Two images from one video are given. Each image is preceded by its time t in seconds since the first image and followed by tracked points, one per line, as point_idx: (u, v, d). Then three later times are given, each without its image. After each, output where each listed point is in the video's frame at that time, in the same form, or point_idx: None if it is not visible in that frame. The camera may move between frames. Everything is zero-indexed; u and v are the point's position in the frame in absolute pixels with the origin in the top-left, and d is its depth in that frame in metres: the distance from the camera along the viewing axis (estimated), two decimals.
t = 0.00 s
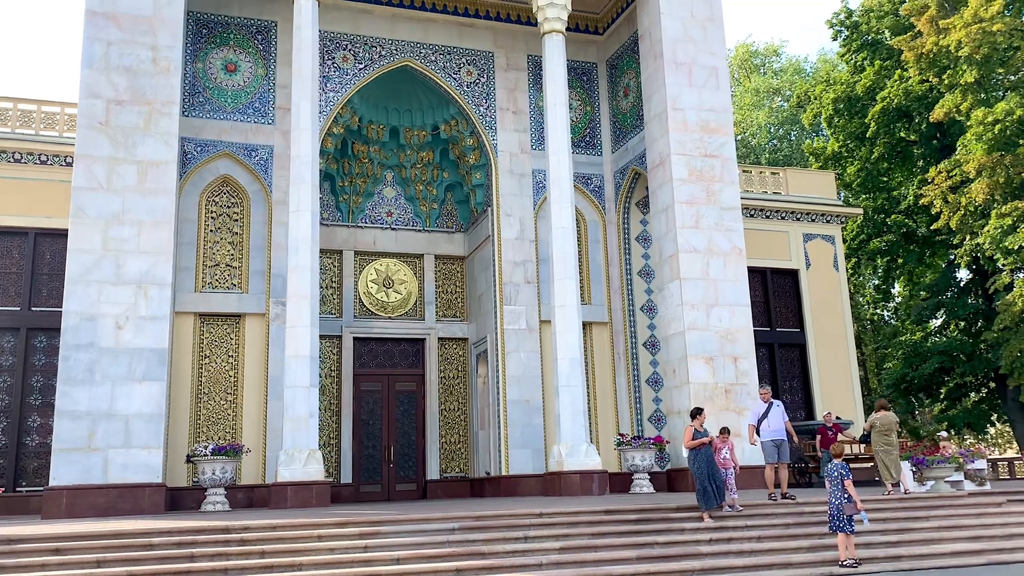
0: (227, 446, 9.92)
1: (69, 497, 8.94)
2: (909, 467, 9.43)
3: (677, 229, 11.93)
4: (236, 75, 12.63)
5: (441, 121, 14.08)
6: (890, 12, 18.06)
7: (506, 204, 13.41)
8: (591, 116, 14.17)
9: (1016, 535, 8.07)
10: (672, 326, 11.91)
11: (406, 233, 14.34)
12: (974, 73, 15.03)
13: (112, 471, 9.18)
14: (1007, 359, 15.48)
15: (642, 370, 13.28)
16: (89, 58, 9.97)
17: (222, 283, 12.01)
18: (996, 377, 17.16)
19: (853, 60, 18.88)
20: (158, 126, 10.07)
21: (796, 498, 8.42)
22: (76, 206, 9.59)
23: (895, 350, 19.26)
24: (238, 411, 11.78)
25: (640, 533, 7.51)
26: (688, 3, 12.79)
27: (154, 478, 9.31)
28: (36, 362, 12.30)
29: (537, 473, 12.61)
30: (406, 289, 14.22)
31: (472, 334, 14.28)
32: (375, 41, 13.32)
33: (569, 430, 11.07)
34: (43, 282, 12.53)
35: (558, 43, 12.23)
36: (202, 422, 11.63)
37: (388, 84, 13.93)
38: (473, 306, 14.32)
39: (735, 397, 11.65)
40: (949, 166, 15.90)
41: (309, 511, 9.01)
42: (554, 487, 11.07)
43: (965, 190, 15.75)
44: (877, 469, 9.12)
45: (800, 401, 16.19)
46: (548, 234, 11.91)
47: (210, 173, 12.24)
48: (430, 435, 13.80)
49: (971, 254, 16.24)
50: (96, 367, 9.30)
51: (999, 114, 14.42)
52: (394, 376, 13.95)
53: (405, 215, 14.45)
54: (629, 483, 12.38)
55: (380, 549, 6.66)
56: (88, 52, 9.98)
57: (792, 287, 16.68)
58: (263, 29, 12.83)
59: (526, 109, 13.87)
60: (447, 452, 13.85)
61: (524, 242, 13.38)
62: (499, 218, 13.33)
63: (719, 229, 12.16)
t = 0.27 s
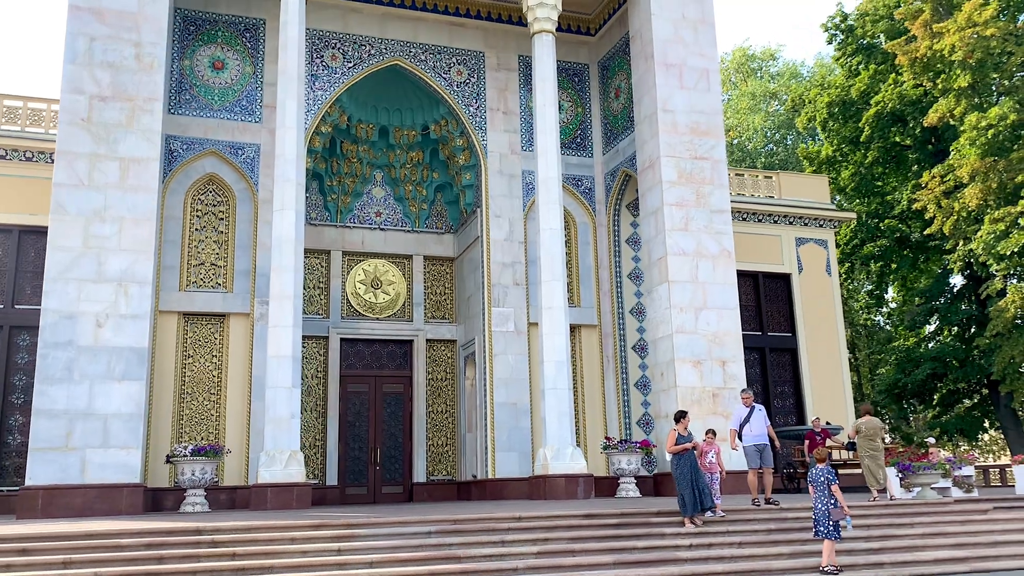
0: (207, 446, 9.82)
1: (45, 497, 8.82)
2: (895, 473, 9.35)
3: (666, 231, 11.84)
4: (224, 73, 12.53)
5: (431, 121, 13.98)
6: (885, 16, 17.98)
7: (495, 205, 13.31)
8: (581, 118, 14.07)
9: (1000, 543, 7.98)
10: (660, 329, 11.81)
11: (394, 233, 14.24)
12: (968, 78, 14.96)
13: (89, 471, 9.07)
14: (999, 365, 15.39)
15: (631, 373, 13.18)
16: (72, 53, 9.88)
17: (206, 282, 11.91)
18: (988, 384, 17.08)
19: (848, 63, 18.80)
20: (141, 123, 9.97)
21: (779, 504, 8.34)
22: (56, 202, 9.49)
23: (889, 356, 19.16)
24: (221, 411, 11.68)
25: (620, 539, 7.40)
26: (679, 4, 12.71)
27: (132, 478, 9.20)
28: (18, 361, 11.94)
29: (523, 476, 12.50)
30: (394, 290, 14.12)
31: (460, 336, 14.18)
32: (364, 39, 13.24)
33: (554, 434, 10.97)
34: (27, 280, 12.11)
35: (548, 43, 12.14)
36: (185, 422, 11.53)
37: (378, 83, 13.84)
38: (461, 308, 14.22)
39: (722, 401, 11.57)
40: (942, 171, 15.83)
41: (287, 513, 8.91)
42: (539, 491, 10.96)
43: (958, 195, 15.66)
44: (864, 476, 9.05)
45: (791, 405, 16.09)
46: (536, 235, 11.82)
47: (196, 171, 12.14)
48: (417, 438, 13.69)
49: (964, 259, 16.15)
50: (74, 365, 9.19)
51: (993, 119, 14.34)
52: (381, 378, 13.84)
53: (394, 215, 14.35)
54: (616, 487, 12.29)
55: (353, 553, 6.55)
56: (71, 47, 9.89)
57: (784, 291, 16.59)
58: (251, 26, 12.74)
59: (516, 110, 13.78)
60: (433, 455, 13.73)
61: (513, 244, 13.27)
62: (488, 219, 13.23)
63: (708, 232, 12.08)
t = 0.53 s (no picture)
0: (192, 449, 9.77)
1: (28, 499, 8.77)
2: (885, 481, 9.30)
3: (658, 235, 11.79)
4: (216, 75, 12.50)
5: (424, 124, 13.94)
6: (882, 21, 17.94)
7: (488, 209, 13.26)
8: (575, 122, 14.02)
9: (989, 551, 7.91)
10: (651, 334, 11.75)
11: (387, 236, 14.19)
12: (964, 83, 14.90)
13: (73, 473, 9.02)
14: (994, 372, 15.30)
15: (623, 378, 13.11)
16: (60, 54, 9.86)
17: (196, 284, 11.87)
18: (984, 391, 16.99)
19: (845, 69, 18.75)
20: (129, 123, 9.94)
21: (767, 511, 8.26)
22: (43, 202, 9.46)
23: (887, 362, 19.07)
24: (210, 414, 11.63)
25: (605, 546, 7.33)
26: (672, 8, 12.67)
27: (117, 481, 9.15)
28: (8, 362, 11.58)
29: (514, 481, 12.44)
30: (386, 293, 14.07)
31: (453, 339, 14.12)
32: (357, 42, 13.21)
33: (544, 439, 10.91)
34: (18, 281, 11.81)
35: (540, 46, 12.10)
36: (173, 425, 11.48)
37: (372, 85, 13.80)
38: (454, 311, 14.16)
39: (714, 406, 11.50)
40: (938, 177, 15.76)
41: (271, 516, 8.85)
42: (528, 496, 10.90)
43: (954, 201, 15.58)
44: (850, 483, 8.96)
45: (786, 411, 16.02)
46: (527, 239, 11.78)
47: (187, 172, 12.10)
48: (409, 442, 13.62)
49: (960, 265, 16.07)
50: (59, 367, 9.15)
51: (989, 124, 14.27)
52: (373, 381, 13.79)
53: (387, 218, 14.30)
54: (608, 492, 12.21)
55: (332, 558, 6.49)
56: (60, 48, 9.87)
57: (779, 296, 16.53)
58: (244, 28, 12.71)
59: (510, 113, 13.73)
60: (425, 459, 13.67)
61: (506, 247, 13.22)
62: (481, 222, 13.18)
63: (700, 236, 12.03)
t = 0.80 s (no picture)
0: (189, 455, 9.72)
1: (24, 506, 8.76)
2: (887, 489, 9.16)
3: (660, 239, 11.69)
4: (217, 80, 12.50)
5: (426, 128, 13.90)
6: (890, 24, 17.79)
7: (490, 213, 13.20)
8: (578, 126, 13.95)
9: (993, 561, 7.76)
10: (654, 339, 11.63)
11: (389, 241, 14.15)
12: (973, 85, 14.73)
13: (69, 479, 8.99)
14: (1005, 378, 15.08)
15: (626, 384, 13.00)
16: (59, 59, 9.86)
17: (196, 290, 11.86)
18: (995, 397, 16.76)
19: (852, 72, 18.60)
20: (127, 128, 9.93)
21: (766, 518, 8.16)
22: (40, 207, 9.45)
23: (897, 369, 18.85)
24: (210, 419, 11.61)
25: (599, 553, 7.23)
26: (675, 11, 12.59)
27: (113, 487, 9.11)
28: (9, 367, 11.58)
29: (515, 488, 12.35)
30: (389, 298, 14.02)
31: (455, 345, 14.05)
32: (359, 47, 13.18)
33: (544, 445, 10.81)
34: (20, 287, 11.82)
35: (541, 50, 12.04)
36: (173, 430, 11.46)
37: (373, 90, 13.77)
38: (457, 316, 14.09)
39: (716, 413, 11.37)
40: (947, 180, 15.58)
41: (267, 523, 8.81)
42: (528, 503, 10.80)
43: (963, 205, 15.38)
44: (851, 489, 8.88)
45: (793, 417, 15.86)
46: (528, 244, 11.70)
47: (188, 177, 12.10)
48: (411, 447, 13.56)
49: (970, 270, 15.87)
50: (55, 372, 9.13)
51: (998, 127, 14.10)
52: (375, 387, 13.74)
53: (389, 223, 14.26)
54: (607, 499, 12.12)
55: (321, 565, 6.42)
56: (58, 53, 9.88)
57: (786, 302, 16.37)
58: (245, 34, 12.71)
59: (512, 117, 13.67)
60: (427, 465, 13.60)
61: (508, 252, 13.15)
62: (483, 227, 13.12)
63: (703, 240, 11.92)
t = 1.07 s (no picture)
0: (195, 460, 9.69)
1: (29, 510, 8.75)
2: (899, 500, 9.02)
3: (671, 246, 11.56)
4: (228, 86, 12.53)
5: (438, 134, 13.85)
6: (909, 28, 17.57)
7: (501, 219, 13.13)
8: (590, 132, 13.86)
9: None
10: (665, 347, 11.50)
11: (401, 247, 14.11)
12: (993, 89, 14.49)
13: (74, 484, 8.98)
14: None
15: (638, 392, 12.86)
16: (69, 65, 9.90)
17: (206, 295, 11.87)
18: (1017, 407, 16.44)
19: (871, 77, 18.38)
20: (136, 134, 9.95)
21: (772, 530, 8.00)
22: (49, 213, 9.48)
23: (916, 377, 18.56)
24: (219, 425, 11.60)
25: (602, 564, 7.12)
26: (687, 15, 12.48)
27: (118, 492, 9.10)
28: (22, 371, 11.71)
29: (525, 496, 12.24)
30: (400, 304, 13.98)
31: (465, 351, 13.98)
32: (370, 52, 13.16)
33: (552, 453, 10.70)
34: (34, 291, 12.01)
35: (552, 54, 11.97)
36: (182, 435, 11.46)
37: (385, 95, 13.74)
38: (468, 323, 14.03)
39: (728, 421, 11.21)
40: (967, 186, 15.32)
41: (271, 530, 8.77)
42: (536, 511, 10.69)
43: (983, 211, 15.11)
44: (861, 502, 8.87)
45: (809, 426, 15.64)
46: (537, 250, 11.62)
47: (199, 183, 12.12)
48: (421, 454, 13.49)
49: (991, 277, 15.58)
50: (63, 377, 9.14)
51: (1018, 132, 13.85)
52: (385, 393, 13.69)
53: (401, 229, 14.23)
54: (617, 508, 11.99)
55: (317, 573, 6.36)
56: (68, 59, 9.92)
57: (802, 309, 16.16)
58: (257, 40, 12.73)
59: (523, 123, 13.61)
60: (437, 472, 13.52)
61: (518, 258, 13.07)
62: (493, 232, 13.05)
63: (715, 246, 11.77)
